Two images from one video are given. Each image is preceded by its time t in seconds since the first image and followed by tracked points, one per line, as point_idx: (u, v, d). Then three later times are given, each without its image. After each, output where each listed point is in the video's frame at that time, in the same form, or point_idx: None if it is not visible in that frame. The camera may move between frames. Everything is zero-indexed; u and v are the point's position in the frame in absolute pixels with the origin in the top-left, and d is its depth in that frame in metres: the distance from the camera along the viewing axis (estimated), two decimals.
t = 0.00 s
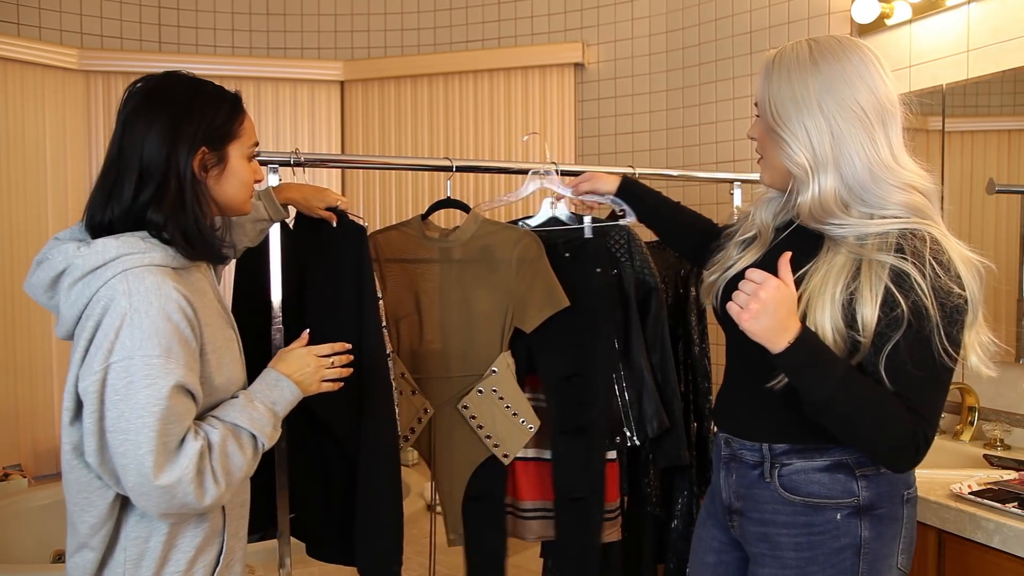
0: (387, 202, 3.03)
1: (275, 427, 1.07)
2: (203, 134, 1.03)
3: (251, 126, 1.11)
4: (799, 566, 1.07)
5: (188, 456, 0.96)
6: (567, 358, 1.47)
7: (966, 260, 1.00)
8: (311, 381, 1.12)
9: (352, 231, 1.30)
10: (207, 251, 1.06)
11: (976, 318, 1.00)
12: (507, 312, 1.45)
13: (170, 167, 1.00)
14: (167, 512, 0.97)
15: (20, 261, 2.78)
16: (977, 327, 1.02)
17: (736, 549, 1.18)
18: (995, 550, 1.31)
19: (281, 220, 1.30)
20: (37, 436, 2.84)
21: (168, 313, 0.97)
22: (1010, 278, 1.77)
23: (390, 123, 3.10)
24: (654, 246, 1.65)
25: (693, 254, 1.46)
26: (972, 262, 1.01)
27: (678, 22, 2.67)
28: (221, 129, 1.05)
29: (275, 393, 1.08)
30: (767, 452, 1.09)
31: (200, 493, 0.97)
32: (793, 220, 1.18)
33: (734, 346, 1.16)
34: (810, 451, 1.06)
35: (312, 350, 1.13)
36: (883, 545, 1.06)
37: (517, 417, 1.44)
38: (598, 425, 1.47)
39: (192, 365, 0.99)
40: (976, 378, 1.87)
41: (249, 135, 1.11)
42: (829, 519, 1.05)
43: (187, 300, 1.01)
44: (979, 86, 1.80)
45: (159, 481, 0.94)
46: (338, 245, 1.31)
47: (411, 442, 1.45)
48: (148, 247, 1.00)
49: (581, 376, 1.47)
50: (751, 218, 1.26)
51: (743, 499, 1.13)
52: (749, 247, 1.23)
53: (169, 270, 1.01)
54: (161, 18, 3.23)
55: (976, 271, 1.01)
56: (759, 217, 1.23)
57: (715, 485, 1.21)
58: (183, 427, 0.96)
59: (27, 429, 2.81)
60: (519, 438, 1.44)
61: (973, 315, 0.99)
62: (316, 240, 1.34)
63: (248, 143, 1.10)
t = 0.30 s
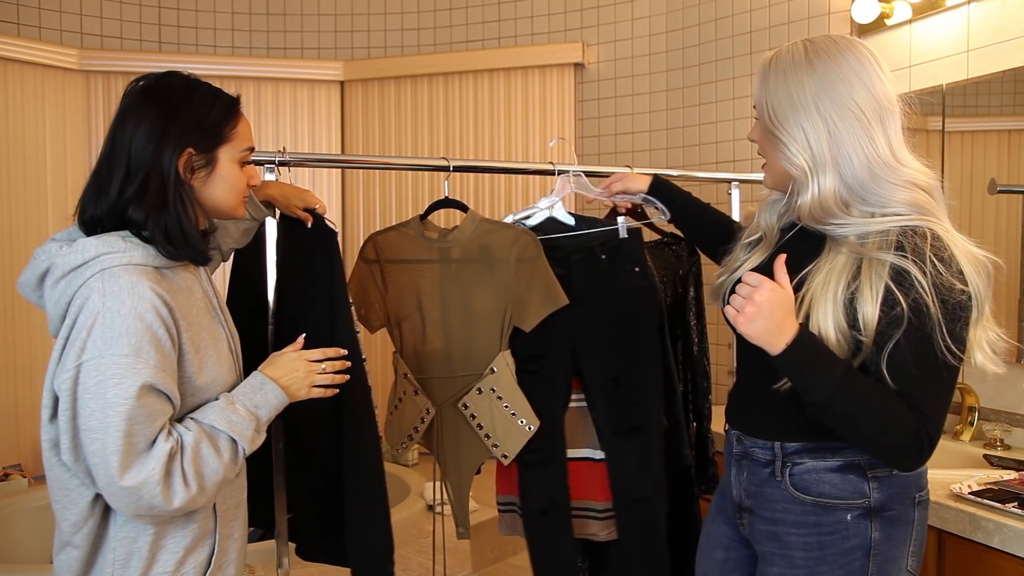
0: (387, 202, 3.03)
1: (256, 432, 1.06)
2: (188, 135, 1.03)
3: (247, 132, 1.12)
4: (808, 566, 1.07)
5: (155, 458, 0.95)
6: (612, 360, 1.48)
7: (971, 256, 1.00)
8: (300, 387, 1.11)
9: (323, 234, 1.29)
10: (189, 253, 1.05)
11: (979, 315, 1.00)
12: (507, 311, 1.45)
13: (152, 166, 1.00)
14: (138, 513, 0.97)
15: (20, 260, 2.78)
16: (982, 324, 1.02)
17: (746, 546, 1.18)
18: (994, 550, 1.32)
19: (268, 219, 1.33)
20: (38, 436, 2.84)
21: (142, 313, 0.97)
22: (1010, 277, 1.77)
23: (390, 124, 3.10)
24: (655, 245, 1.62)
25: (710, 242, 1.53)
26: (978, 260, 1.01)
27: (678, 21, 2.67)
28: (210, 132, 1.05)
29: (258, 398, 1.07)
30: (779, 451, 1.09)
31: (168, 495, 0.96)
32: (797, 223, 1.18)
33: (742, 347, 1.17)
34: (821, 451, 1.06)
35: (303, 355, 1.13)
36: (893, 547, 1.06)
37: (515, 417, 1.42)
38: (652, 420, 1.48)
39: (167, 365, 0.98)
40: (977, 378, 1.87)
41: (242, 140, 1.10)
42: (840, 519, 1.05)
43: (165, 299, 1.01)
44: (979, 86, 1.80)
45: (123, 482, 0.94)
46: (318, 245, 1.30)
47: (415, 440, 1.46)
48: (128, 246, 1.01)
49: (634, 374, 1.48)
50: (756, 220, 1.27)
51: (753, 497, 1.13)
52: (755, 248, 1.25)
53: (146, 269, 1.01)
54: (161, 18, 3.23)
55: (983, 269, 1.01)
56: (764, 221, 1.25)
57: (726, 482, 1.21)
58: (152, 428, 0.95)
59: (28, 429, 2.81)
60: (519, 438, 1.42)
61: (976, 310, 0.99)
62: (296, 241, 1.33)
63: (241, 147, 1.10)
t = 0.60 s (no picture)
0: (387, 202, 3.03)
1: (245, 435, 1.05)
2: (177, 136, 1.03)
3: (241, 133, 1.12)
4: (812, 564, 1.07)
5: (137, 460, 0.95)
6: (661, 372, 1.53)
7: (964, 262, 0.99)
8: (291, 391, 1.10)
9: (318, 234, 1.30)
10: (177, 253, 1.05)
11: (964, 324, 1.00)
12: (501, 312, 1.45)
13: (140, 166, 1.01)
14: (122, 514, 0.97)
15: (20, 258, 2.78)
16: (969, 333, 1.01)
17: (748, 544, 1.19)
18: (994, 550, 1.32)
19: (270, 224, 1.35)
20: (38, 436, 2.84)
21: (126, 314, 0.97)
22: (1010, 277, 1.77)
23: (390, 124, 3.10)
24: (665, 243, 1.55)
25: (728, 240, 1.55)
26: (972, 268, 1.01)
27: (678, 21, 2.67)
28: (201, 133, 1.05)
29: (246, 400, 1.05)
30: (783, 451, 1.08)
31: (150, 497, 0.96)
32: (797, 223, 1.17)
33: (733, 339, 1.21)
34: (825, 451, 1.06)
35: (296, 358, 1.12)
36: (897, 544, 1.07)
37: (502, 421, 1.42)
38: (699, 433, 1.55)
39: (153, 366, 0.98)
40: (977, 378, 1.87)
41: (236, 141, 1.10)
42: (845, 518, 1.05)
43: (152, 300, 1.01)
44: (979, 86, 1.80)
45: (104, 482, 0.94)
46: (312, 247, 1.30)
47: (404, 437, 1.46)
48: (116, 247, 1.01)
49: (686, 386, 1.53)
50: (759, 219, 1.27)
51: (757, 497, 1.12)
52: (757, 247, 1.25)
53: (133, 269, 1.01)
54: (161, 18, 3.23)
55: (976, 278, 1.01)
56: (766, 221, 1.25)
57: (728, 480, 1.21)
58: (135, 429, 0.95)
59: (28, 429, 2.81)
60: (505, 443, 1.42)
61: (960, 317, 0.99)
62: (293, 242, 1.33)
63: (234, 148, 1.10)
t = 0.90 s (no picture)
0: (387, 202, 3.03)
1: (235, 436, 1.04)
2: (168, 134, 1.03)
3: (234, 131, 1.12)
4: (792, 562, 1.08)
5: (122, 459, 0.94)
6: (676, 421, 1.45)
7: (919, 274, 0.99)
8: (284, 395, 1.10)
9: (319, 234, 1.30)
10: (171, 253, 1.05)
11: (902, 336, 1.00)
12: (496, 313, 1.44)
13: (131, 165, 1.01)
14: (108, 514, 0.97)
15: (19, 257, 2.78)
16: (909, 349, 1.00)
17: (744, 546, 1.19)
18: (994, 550, 1.32)
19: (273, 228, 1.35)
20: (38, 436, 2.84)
21: (114, 312, 0.96)
22: (1010, 277, 1.77)
23: (390, 124, 3.10)
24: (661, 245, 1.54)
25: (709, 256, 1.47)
26: (931, 290, 0.99)
27: (678, 22, 2.67)
28: (194, 132, 1.06)
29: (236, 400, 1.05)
30: (763, 448, 1.09)
31: (135, 497, 0.95)
32: (787, 224, 1.15)
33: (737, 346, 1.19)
34: (802, 448, 1.06)
35: (290, 361, 1.12)
36: (876, 544, 1.07)
37: (495, 422, 1.41)
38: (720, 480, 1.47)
39: (141, 364, 0.97)
40: (977, 378, 1.87)
41: (229, 139, 1.10)
42: (822, 516, 1.05)
43: (141, 299, 1.00)
44: (979, 87, 1.80)
45: (88, 481, 0.93)
46: (313, 248, 1.31)
47: (403, 437, 1.46)
48: (108, 245, 1.01)
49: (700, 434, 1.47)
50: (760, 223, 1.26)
51: (740, 494, 1.12)
52: (752, 247, 1.24)
53: (126, 267, 1.01)
54: (160, 18, 3.23)
55: (929, 299, 0.99)
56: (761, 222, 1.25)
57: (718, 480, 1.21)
58: (121, 428, 0.95)
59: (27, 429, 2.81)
60: (498, 444, 1.41)
61: (894, 329, 0.99)
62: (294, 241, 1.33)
63: (228, 147, 1.10)
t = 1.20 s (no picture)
0: (387, 202, 3.03)
1: (232, 438, 1.04)
2: (174, 137, 1.03)
3: (237, 135, 1.12)
4: (769, 558, 1.10)
5: (119, 463, 0.94)
6: (616, 492, 1.31)
7: (892, 271, 1.02)
8: (282, 397, 1.10)
9: (324, 235, 1.30)
10: (173, 256, 1.05)
11: (875, 330, 1.03)
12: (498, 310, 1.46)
13: (135, 167, 1.01)
14: (106, 517, 0.97)
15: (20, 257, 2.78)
16: (882, 344, 1.04)
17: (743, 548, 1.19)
18: (994, 550, 1.32)
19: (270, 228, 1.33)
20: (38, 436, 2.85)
21: (112, 316, 0.96)
22: (1010, 277, 1.77)
23: (390, 124, 3.10)
24: (656, 245, 1.57)
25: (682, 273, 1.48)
26: (904, 287, 1.03)
27: (677, 22, 2.67)
28: (198, 135, 1.05)
29: (234, 403, 1.05)
30: (737, 446, 1.13)
31: (132, 500, 0.95)
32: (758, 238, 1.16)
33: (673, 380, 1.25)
34: (775, 444, 1.10)
35: (289, 363, 1.12)
36: (850, 537, 1.10)
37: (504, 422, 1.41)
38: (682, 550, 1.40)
39: (138, 368, 0.97)
40: (977, 378, 1.87)
41: (232, 143, 1.10)
42: (796, 511, 1.09)
43: (139, 302, 1.00)
44: (979, 87, 1.79)
45: (85, 485, 0.93)
46: (314, 247, 1.31)
47: (407, 438, 1.46)
48: (105, 247, 1.01)
49: (636, 509, 1.33)
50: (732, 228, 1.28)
51: (716, 493, 1.16)
52: (726, 249, 1.25)
53: (125, 270, 1.01)
54: (161, 19, 3.23)
55: (902, 295, 1.02)
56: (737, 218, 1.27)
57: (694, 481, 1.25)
58: (118, 432, 0.95)
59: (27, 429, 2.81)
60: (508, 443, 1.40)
61: (868, 324, 1.03)
62: (297, 242, 1.34)
63: (230, 150, 1.10)
